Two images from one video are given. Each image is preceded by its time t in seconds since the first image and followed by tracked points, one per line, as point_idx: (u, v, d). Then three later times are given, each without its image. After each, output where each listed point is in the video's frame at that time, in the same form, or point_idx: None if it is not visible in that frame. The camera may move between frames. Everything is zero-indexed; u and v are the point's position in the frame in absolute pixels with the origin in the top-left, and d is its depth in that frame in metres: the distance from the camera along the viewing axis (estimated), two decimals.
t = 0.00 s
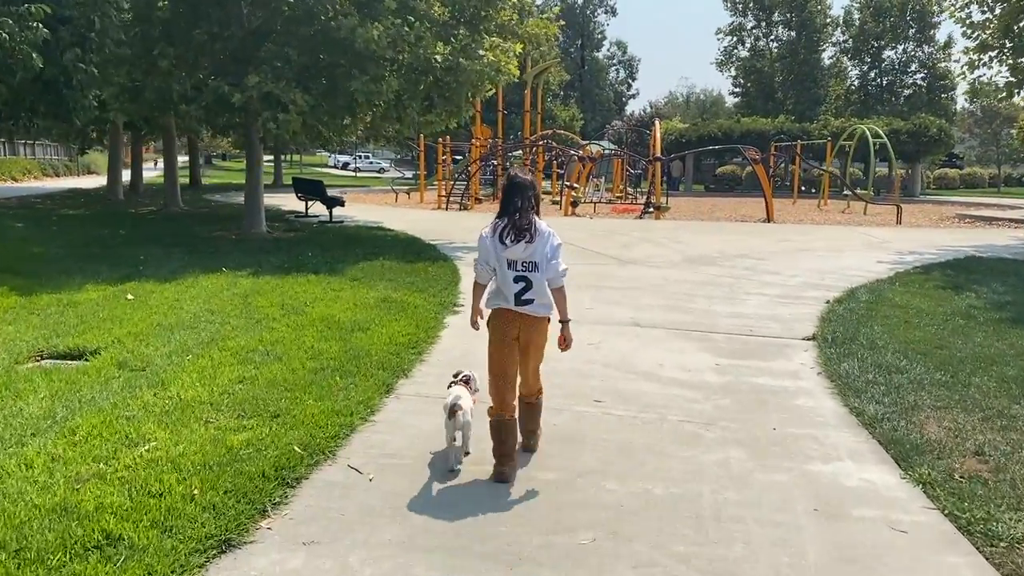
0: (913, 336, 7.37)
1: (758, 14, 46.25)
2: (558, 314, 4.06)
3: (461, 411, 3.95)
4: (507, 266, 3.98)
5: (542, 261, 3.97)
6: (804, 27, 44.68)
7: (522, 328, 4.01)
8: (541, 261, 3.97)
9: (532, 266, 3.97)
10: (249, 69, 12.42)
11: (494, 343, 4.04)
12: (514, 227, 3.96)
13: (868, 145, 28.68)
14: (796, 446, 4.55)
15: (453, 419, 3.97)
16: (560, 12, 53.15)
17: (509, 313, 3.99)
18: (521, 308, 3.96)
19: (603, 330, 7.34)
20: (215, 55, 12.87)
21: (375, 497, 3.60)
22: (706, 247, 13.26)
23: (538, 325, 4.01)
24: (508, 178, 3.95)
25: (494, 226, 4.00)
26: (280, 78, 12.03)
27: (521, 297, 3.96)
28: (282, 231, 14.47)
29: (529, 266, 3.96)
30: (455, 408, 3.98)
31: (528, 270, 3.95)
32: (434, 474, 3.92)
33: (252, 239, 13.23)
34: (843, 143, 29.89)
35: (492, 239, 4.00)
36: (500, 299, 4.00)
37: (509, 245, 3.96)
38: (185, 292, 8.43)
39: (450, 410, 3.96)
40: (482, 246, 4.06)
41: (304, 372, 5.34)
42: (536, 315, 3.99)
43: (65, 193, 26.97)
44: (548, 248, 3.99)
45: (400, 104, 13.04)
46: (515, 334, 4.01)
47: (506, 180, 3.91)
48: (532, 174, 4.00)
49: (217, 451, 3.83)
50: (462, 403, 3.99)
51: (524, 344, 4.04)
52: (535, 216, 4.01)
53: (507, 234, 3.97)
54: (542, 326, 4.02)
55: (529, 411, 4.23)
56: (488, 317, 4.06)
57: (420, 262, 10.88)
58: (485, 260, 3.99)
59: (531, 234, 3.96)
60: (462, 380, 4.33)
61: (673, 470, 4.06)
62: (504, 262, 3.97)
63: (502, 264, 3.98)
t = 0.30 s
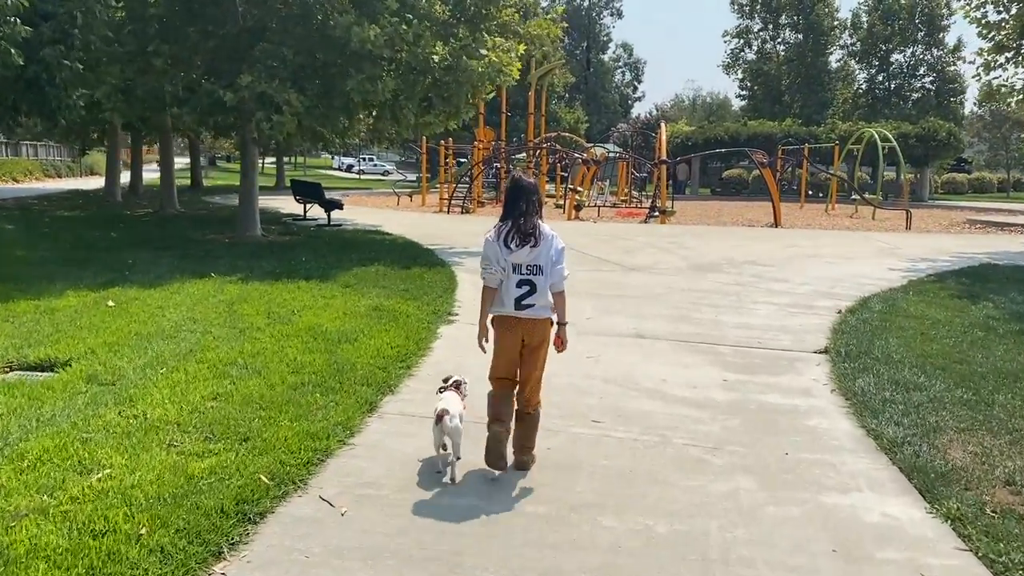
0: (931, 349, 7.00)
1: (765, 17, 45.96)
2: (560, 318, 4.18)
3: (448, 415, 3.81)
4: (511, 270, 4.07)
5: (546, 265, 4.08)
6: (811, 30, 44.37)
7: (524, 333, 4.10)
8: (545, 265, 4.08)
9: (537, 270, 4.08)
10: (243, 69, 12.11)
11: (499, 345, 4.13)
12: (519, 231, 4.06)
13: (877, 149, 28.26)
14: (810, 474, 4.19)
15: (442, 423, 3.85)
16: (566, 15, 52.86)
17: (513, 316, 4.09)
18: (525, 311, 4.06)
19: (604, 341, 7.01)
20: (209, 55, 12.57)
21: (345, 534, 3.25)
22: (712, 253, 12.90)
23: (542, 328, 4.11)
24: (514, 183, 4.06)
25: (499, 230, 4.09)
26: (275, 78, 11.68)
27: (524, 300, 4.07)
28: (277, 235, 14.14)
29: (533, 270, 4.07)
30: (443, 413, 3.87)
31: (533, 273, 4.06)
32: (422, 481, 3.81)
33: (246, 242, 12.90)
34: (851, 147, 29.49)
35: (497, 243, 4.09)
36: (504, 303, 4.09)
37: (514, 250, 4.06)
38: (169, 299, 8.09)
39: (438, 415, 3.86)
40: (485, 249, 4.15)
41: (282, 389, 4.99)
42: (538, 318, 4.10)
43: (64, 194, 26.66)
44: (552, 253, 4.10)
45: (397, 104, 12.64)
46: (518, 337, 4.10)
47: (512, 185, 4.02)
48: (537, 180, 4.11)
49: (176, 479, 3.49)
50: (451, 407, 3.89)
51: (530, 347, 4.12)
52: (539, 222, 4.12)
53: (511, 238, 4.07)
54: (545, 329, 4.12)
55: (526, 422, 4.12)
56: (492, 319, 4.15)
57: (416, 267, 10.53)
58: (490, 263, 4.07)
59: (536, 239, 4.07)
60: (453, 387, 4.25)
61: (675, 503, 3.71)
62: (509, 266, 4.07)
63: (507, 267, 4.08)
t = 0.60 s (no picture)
0: (953, 357, 6.61)
1: (771, 18, 45.58)
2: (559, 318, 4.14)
3: (442, 411, 3.78)
4: (512, 270, 4.01)
5: (547, 266, 4.02)
6: (818, 32, 44.02)
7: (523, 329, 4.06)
8: (546, 266, 4.03)
9: (538, 270, 4.02)
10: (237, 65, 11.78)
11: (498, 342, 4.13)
12: (522, 231, 3.99)
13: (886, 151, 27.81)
14: (832, 499, 3.84)
15: (435, 420, 3.80)
16: (570, 16, 52.51)
17: (512, 315, 4.04)
18: (525, 311, 4.02)
19: (608, 348, 6.66)
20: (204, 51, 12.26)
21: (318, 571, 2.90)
22: (719, 256, 12.54)
23: (540, 327, 4.08)
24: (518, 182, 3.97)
25: (500, 228, 4.01)
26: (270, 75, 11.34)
27: (523, 300, 4.02)
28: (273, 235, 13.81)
29: (534, 270, 4.01)
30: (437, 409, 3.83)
31: (533, 273, 4.01)
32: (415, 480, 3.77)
33: (242, 243, 12.56)
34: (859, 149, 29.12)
35: (499, 241, 4.00)
36: (503, 300, 4.04)
37: (516, 249, 3.98)
38: (154, 303, 7.72)
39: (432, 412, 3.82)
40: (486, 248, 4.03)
41: (260, 400, 4.64)
42: (537, 317, 4.05)
43: (63, 194, 26.36)
44: (554, 253, 4.05)
45: (396, 101, 12.27)
46: (518, 336, 4.07)
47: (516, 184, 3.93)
48: (540, 179, 4.04)
49: (131, 506, 3.16)
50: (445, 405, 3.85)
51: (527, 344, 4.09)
52: (541, 221, 4.05)
53: (513, 237, 4.00)
54: (543, 328, 4.09)
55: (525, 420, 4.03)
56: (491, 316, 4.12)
57: (414, 269, 10.18)
58: (490, 262, 4.00)
59: (538, 239, 4.01)
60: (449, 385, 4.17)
61: (686, 534, 3.35)
62: (509, 265, 4.00)
63: (508, 266, 4.01)
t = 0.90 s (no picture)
0: (975, 372, 6.24)
1: (779, 20, 45.24)
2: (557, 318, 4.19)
3: (436, 417, 3.67)
4: (508, 270, 4.11)
5: (542, 265, 4.09)
6: (826, 34, 43.69)
7: (520, 332, 4.13)
8: (542, 265, 4.10)
9: (533, 270, 4.09)
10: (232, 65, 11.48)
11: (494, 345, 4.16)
12: (517, 230, 4.10)
13: (896, 154, 27.35)
14: (853, 538, 3.49)
15: (430, 426, 3.69)
16: (577, 19, 52.27)
17: (510, 314, 4.12)
18: (522, 310, 4.09)
19: (611, 362, 6.33)
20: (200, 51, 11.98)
21: None
22: (728, 262, 12.19)
23: (537, 326, 4.13)
24: (513, 183, 4.10)
25: (497, 229, 4.15)
26: (266, 74, 11.03)
27: (520, 300, 4.09)
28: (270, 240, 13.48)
29: (530, 270, 4.09)
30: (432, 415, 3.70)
31: (528, 273, 4.08)
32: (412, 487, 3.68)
33: (237, 247, 12.24)
34: (869, 152, 28.72)
35: (494, 243, 4.14)
36: (500, 302, 4.13)
37: (511, 248, 4.10)
38: (139, 311, 7.39)
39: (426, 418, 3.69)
40: (483, 250, 4.20)
41: (234, 423, 4.32)
42: (534, 318, 4.12)
43: (64, 197, 26.10)
44: (550, 252, 4.12)
45: (394, 103, 11.92)
46: (515, 335, 4.12)
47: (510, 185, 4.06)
48: (536, 181, 4.14)
49: (73, 551, 2.85)
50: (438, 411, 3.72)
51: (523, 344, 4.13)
52: (537, 222, 4.14)
53: (508, 238, 4.11)
54: (541, 329, 4.14)
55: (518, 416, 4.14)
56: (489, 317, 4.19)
57: (412, 275, 9.85)
58: (487, 262, 4.14)
59: (533, 237, 4.10)
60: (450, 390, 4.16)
61: None
62: (506, 266, 4.11)
63: (505, 266, 4.12)
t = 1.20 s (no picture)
0: (998, 386, 5.86)
1: (786, 21, 44.83)
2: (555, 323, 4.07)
3: (437, 417, 3.75)
4: (502, 276, 3.99)
5: (535, 271, 3.96)
6: (834, 35, 43.26)
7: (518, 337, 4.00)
8: (537, 271, 3.96)
9: (527, 276, 3.96)
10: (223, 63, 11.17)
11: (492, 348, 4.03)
12: (509, 236, 3.96)
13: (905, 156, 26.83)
14: None
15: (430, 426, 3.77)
16: (583, 20, 51.92)
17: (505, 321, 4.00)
18: (517, 317, 3.97)
19: (611, 373, 5.99)
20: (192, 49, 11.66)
21: None
22: (735, 266, 11.82)
23: (535, 332, 4.01)
24: (505, 189, 3.95)
25: (489, 235, 4.01)
26: (259, 72, 10.72)
27: (514, 306, 3.97)
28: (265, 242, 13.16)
29: (523, 277, 3.96)
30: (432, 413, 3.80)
31: (522, 279, 3.95)
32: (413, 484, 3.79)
33: (230, 250, 11.92)
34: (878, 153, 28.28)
35: (487, 249, 4.02)
36: (496, 309, 4.02)
37: (503, 256, 3.97)
38: (117, 317, 7.07)
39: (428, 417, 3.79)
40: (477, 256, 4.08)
41: (198, 444, 3.98)
42: (531, 323, 3.99)
43: (64, 199, 25.82)
44: (543, 256, 3.97)
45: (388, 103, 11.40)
46: (513, 341, 3.99)
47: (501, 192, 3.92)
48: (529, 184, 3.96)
49: None
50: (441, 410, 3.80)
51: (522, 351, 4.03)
52: (530, 228, 3.99)
53: (500, 244, 3.97)
54: (540, 333, 4.01)
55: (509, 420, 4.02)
56: (487, 323, 4.06)
57: (407, 279, 9.50)
58: (480, 270, 4.02)
59: (525, 243, 3.96)
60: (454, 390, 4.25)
61: None
62: (499, 273, 3.99)
63: (498, 273, 4.00)
